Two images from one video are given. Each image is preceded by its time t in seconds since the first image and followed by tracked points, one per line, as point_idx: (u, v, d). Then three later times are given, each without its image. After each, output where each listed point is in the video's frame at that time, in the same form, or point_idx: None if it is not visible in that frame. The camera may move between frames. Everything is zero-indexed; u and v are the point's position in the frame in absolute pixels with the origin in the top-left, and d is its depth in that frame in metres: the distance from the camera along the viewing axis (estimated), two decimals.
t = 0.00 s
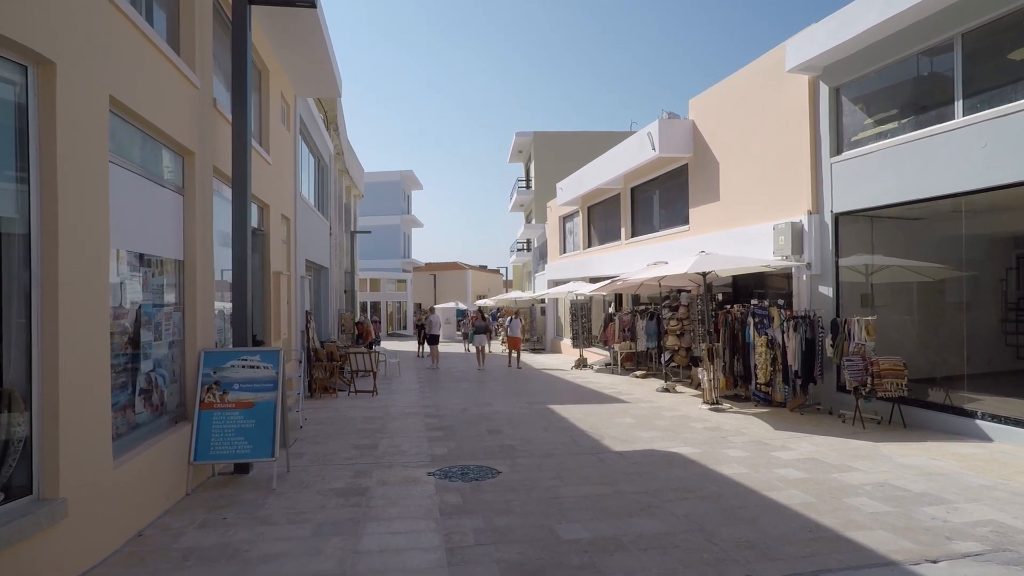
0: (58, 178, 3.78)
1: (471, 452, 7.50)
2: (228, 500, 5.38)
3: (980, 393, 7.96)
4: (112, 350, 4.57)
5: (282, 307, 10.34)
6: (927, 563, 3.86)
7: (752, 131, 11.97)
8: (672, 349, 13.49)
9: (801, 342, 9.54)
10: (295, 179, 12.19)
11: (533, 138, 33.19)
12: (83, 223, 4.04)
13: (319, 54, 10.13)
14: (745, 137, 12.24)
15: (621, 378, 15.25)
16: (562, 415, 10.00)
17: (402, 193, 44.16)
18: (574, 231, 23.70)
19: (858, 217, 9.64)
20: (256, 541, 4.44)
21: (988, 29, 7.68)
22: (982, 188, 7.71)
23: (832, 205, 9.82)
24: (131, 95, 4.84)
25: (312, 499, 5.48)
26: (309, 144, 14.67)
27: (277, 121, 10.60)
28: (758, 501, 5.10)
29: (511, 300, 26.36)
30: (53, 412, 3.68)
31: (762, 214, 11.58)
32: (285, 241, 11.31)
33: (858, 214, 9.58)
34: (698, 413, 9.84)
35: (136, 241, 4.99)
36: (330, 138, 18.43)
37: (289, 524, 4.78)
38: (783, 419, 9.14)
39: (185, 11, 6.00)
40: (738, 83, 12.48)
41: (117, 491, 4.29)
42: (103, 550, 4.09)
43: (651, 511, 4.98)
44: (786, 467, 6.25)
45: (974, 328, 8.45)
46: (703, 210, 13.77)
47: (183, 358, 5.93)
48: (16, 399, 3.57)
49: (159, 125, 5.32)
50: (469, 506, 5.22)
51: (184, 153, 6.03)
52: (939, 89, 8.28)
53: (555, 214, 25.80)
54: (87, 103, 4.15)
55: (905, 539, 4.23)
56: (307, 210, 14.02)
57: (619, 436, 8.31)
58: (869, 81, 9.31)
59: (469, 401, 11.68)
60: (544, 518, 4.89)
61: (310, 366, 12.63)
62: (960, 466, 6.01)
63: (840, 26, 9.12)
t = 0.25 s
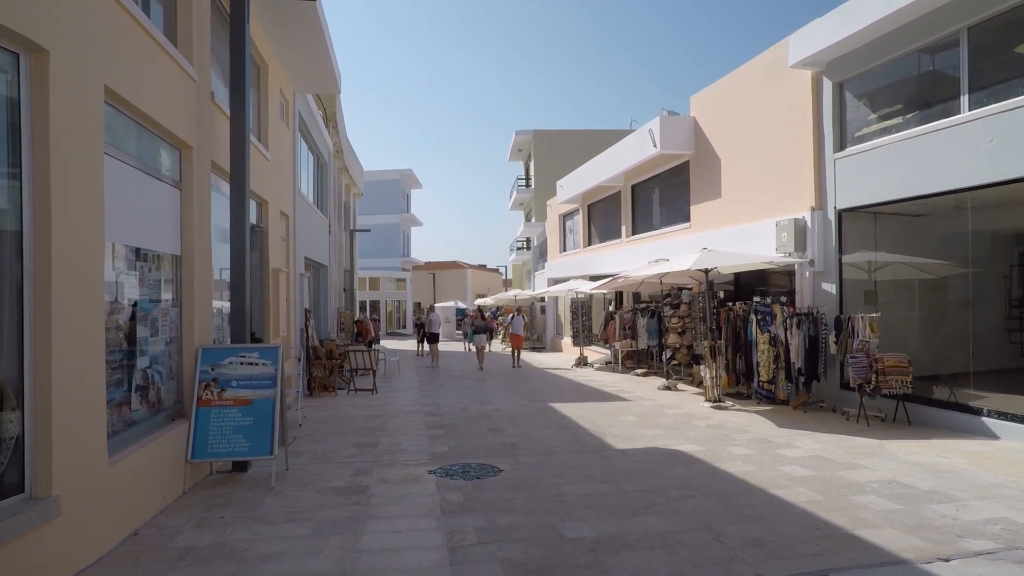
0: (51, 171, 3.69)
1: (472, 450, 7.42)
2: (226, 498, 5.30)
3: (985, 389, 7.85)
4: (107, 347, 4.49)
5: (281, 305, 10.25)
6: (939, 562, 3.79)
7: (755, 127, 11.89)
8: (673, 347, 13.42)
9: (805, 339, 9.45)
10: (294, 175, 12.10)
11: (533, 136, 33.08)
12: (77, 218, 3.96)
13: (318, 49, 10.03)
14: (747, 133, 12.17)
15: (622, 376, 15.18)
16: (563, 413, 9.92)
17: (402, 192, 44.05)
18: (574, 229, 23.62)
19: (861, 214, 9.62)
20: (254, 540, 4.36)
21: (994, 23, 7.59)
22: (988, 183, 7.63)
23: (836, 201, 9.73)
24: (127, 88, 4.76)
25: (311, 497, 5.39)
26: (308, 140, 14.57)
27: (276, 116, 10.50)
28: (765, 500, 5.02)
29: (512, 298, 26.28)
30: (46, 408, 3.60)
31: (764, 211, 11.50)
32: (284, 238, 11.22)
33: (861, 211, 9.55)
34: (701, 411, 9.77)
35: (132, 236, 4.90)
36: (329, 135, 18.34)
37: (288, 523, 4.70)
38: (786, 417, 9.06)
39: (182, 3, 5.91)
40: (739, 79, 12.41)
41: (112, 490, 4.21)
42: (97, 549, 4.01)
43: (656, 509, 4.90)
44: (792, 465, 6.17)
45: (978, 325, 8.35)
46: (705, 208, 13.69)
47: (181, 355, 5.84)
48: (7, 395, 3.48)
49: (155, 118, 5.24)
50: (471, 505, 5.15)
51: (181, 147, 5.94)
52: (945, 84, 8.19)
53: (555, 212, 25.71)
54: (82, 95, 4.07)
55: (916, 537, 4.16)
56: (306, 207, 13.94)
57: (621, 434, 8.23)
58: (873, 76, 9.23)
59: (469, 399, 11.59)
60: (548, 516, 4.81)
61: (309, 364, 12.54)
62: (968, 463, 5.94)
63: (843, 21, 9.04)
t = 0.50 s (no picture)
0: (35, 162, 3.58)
1: (470, 449, 7.33)
2: (218, 499, 5.20)
3: (989, 387, 7.76)
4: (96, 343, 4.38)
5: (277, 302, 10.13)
6: (948, 563, 3.70)
7: (754, 123, 11.80)
8: (673, 345, 13.34)
9: (806, 336, 9.37)
10: (290, 172, 11.97)
11: (532, 135, 32.97)
12: (62, 210, 3.84)
13: (314, 44, 9.92)
14: (747, 130, 12.07)
15: (621, 374, 15.09)
16: (562, 412, 9.82)
17: (400, 191, 43.90)
18: (572, 227, 23.52)
19: (862, 210, 9.50)
20: (246, 542, 4.25)
21: (999, 16, 7.50)
22: (992, 178, 7.55)
23: (837, 197, 9.65)
24: (116, 78, 4.65)
25: (305, 498, 5.29)
26: (304, 137, 14.45)
27: (272, 112, 10.38)
28: (768, 499, 4.93)
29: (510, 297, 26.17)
30: (29, 408, 3.48)
31: (765, 207, 11.41)
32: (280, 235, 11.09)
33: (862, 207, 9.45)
34: (701, 409, 9.68)
35: (121, 230, 4.79)
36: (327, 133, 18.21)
37: (282, 524, 4.59)
38: (787, 415, 8.98)
39: None
40: (739, 75, 12.31)
41: (100, 491, 4.09)
42: (84, 552, 3.90)
43: (658, 509, 4.81)
44: (794, 463, 6.08)
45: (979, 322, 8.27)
46: (704, 205, 13.59)
47: (172, 352, 5.73)
48: None
49: (146, 110, 5.12)
50: (469, 505, 5.05)
51: (173, 141, 5.82)
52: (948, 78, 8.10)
53: (553, 210, 25.60)
54: (68, 84, 3.96)
55: (924, 537, 4.07)
56: (303, 205, 13.82)
57: (621, 433, 8.13)
58: (875, 71, 9.14)
59: (468, 397, 11.50)
60: (547, 516, 4.72)
61: (306, 363, 12.43)
62: (973, 462, 5.85)
63: (845, 15, 8.95)
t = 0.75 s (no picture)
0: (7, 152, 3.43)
1: (466, 450, 7.19)
2: (206, 503, 5.06)
3: (993, 385, 7.64)
4: (76, 342, 4.24)
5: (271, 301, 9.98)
6: (959, 568, 3.57)
7: (754, 119, 11.68)
8: (672, 344, 13.24)
9: (807, 335, 9.25)
10: (284, 169, 11.80)
11: (529, 133, 32.82)
12: (37, 203, 3.69)
13: (307, 39, 9.77)
14: (747, 126, 11.93)
15: (620, 373, 14.97)
16: (559, 412, 9.69)
17: (397, 189, 43.70)
18: (570, 226, 23.40)
19: (863, 207, 9.35)
20: (233, 547, 4.11)
21: (1003, 8, 7.38)
22: (996, 173, 7.42)
23: (838, 194, 9.52)
24: (97, 68, 4.50)
25: (296, 501, 5.14)
26: (299, 134, 14.29)
27: (265, 108, 10.22)
28: (771, 502, 4.80)
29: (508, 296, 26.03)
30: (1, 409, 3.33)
31: (765, 204, 11.28)
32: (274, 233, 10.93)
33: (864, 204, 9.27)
34: (701, 408, 9.56)
35: (103, 225, 4.64)
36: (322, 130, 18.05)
37: (271, 529, 4.46)
38: (788, 414, 8.86)
39: None
40: (739, 71, 12.17)
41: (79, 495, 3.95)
42: (62, 559, 3.75)
43: (658, 512, 4.68)
44: (797, 464, 5.95)
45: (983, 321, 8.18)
46: (704, 202, 13.46)
47: (159, 351, 5.58)
48: None
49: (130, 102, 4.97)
50: (463, 508, 4.91)
51: (160, 135, 5.66)
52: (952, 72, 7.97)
53: (551, 208, 25.45)
54: (45, 73, 3.82)
55: (932, 542, 3.94)
56: (298, 202, 13.66)
57: (620, 433, 8.00)
58: (877, 65, 9.01)
59: (464, 397, 11.35)
60: (544, 520, 4.58)
61: (301, 362, 12.29)
62: (979, 462, 5.73)
63: (845, 9, 8.82)
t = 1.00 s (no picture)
0: None
1: (463, 452, 7.05)
2: (193, 508, 4.91)
3: (999, 386, 7.49)
4: (55, 343, 4.09)
5: (265, 300, 9.81)
6: None
7: (755, 116, 11.53)
8: (672, 344, 13.09)
9: (809, 334, 9.12)
10: (279, 167, 11.64)
11: (529, 132, 32.66)
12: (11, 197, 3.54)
13: (301, 34, 9.60)
14: (747, 123, 11.78)
15: (619, 373, 14.83)
16: (558, 413, 9.55)
17: (396, 189, 43.54)
18: (569, 225, 23.25)
19: (867, 204, 9.21)
20: (219, 556, 3.96)
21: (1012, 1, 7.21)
22: (1004, 170, 7.26)
23: (841, 191, 9.37)
24: (78, 58, 4.35)
25: (286, 506, 5.00)
26: (295, 132, 14.13)
27: (259, 105, 10.06)
28: (776, 507, 4.66)
29: (507, 295, 25.88)
30: None
31: (766, 202, 11.12)
32: (268, 231, 10.77)
33: (867, 201, 9.14)
34: (702, 409, 9.42)
35: (84, 222, 4.49)
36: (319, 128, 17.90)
37: (259, 536, 4.31)
38: (790, 415, 8.72)
39: None
40: (740, 67, 12.02)
41: (57, 502, 3.81)
42: (38, 569, 3.61)
43: (658, 518, 4.54)
44: (801, 467, 5.81)
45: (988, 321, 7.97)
46: (704, 200, 13.31)
47: (146, 352, 5.42)
48: None
49: (113, 95, 4.82)
50: (458, 513, 4.77)
51: (146, 129, 5.51)
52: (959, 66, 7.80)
53: (550, 207, 25.31)
54: (19, 61, 3.66)
55: (944, 549, 3.80)
56: (293, 201, 13.50)
57: (619, 434, 7.85)
58: (881, 60, 8.84)
59: (462, 398, 11.21)
60: (541, 526, 4.44)
61: (296, 363, 12.14)
62: (988, 465, 5.59)
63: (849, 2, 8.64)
